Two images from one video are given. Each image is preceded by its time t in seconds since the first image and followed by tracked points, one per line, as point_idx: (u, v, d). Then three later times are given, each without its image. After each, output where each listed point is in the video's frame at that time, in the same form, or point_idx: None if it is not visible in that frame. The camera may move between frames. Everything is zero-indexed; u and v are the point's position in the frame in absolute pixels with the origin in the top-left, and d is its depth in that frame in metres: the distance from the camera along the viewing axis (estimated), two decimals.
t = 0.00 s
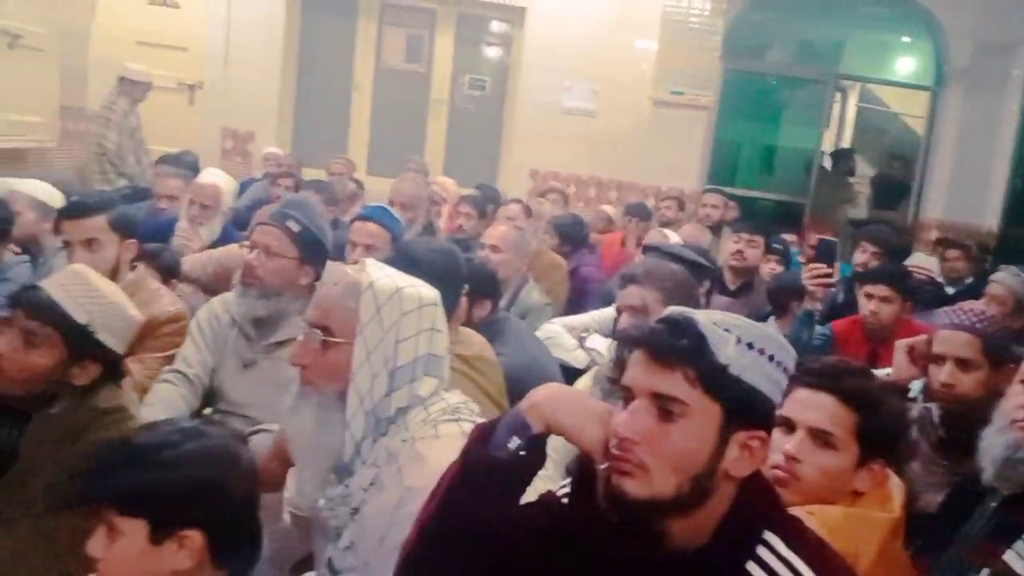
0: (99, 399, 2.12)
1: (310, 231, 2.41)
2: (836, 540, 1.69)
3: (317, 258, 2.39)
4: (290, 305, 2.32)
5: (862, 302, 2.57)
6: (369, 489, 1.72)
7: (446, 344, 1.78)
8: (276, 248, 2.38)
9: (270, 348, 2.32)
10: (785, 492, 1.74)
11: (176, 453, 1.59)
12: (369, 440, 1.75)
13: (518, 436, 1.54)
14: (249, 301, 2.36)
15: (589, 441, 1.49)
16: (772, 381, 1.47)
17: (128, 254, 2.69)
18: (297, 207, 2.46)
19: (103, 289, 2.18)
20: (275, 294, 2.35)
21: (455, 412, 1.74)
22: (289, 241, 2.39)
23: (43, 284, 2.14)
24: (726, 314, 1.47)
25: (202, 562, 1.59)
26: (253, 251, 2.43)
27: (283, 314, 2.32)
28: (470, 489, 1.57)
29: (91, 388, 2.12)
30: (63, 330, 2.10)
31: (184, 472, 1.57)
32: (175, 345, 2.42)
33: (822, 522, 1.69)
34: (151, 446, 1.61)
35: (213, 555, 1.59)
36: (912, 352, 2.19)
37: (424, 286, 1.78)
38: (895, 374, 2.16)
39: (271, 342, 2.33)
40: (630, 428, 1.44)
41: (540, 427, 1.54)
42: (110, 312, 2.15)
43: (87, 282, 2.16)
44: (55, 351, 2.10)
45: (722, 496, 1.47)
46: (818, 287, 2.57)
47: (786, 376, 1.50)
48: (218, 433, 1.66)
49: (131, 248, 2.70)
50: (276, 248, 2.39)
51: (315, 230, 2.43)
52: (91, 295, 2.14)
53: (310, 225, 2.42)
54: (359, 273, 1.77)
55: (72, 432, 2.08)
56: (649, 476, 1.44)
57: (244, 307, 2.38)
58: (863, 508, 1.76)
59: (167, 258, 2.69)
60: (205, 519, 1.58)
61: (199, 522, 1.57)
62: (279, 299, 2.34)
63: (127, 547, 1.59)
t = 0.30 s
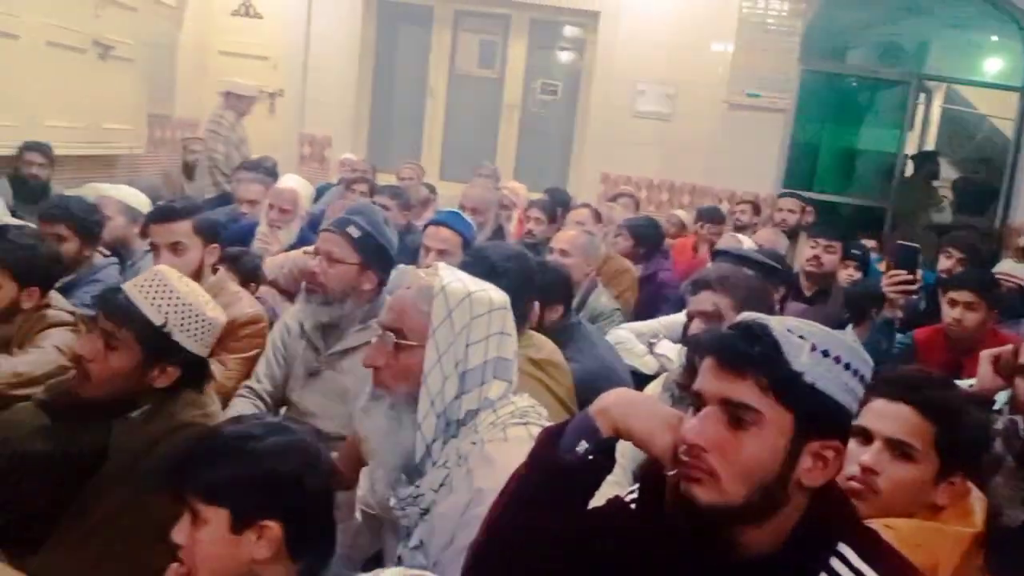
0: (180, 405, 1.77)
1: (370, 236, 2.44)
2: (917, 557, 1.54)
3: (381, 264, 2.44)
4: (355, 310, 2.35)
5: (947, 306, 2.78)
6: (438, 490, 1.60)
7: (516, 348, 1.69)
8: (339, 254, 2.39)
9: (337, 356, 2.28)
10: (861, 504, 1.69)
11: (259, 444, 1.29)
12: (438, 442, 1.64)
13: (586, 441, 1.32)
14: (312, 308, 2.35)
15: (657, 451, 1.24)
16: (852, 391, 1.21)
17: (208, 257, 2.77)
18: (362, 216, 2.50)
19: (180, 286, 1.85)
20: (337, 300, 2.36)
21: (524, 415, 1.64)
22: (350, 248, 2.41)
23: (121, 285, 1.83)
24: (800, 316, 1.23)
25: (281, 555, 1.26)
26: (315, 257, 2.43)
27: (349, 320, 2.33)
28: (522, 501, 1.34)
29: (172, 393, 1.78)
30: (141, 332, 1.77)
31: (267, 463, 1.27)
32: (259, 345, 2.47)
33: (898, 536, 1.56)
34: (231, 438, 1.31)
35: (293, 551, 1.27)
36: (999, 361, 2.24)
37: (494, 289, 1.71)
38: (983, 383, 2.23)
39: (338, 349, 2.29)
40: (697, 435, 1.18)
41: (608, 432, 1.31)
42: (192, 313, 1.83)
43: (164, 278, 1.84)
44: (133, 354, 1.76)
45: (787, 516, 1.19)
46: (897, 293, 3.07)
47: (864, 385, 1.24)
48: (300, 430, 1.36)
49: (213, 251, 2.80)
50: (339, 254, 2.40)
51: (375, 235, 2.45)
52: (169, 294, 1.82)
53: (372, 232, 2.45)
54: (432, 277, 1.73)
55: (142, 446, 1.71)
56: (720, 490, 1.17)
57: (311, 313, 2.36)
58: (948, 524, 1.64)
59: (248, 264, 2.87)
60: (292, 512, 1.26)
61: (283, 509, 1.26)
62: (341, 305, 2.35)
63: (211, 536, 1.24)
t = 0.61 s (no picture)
0: (277, 395, 1.85)
1: (438, 245, 2.44)
2: None
3: (448, 274, 2.45)
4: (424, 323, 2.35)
5: None
6: (501, 492, 1.61)
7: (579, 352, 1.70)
8: (405, 266, 2.41)
9: (405, 372, 2.27)
10: (934, 518, 1.64)
11: (329, 443, 1.32)
12: (502, 443, 1.65)
13: (650, 446, 1.33)
14: (381, 320, 2.37)
15: (726, 456, 1.23)
16: (925, 402, 1.18)
17: (280, 261, 2.80)
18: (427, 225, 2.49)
19: (274, 288, 1.92)
20: (406, 313, 2.38)
21: (587, 420, 1.64)
22: (420, 260, 2.42)
23: (216, 288, 1.89)
24: (870, 326, 1.21)
25: (349, 552, 1.28)
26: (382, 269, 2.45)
27: (418, 335, 2.33)
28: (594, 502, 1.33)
29: (268, 387, 1.85)
30: (238, 330, 1.82)
31: (337, 463, 1.30)
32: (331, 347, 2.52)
33: (975, 553, 1.49)
34: (303, 436, 1.34)
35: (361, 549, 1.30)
36: None
37: (556, 293, 1.72)
38: None
39: (407, 366, 2.27)
40: (766, 443, 1.16)
41: (672, 437, 1.30)
42: (285, 312, 1.89)
43: (256, 281, 1.91)
44: (233, 350, 1.82)
45: (863, 524, 1.17)
46: (974, 302, 3.14)
47: (939, 396, 1.20)
48: (371, 430, 1.39)
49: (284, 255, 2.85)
50: (405, 265, 2.42)
51: (444, 245, 2.47)
52: (262, 294, 1.88)
53: (440, 241, 2.46)
54: (496, 281, 1.74)
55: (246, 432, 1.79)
56: (788, 502, 1.15)
57: (380, 325, 2.37)
58: None
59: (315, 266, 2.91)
60: (360, 506, 1.29)
61: (354, 506, 1.29)
62: (409, 317, 2.37)
63: (284, 530, 1.27)
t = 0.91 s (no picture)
0: (368, 381, 1.87)
1: (484, 257, 2.42)
2: None
3: (496, 284, 2.43)
4: (471, 336, 2.37)
5: None
6: (559, 492, 1.62)
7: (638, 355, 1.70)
8: (451, 277, 2.40)
9: (456, 387, 2.24)
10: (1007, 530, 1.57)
11: (398, 442, 1.35)
12: (560, 444, 1.66)
13: (712, 451, 1.31)
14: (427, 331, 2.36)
15: (789, 464, 1.22)
16: (998, 411, 1.14)
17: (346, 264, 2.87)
18: (471, 233, 2.48)
19: (364, 283, 1.98)
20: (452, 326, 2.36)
21: (646, 423, 1.64)
22: (465, 272, 2.40)
23: (308, 282, 1.94)
24: (940, 332, 1.17)
25: (412, 550, 1.31)
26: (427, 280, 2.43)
27: (467, 347, 2.36)
28: (657, 502, 1.33)
29: (354, 375, 1.88)
30: (334, 321, 1.88)
31: (406, 461, 1.33)
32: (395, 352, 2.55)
33: None
34: (372, 434, 1.37)
35: (424, 546, 1.33)
36: None
37: (616, 296, 1.72)
38: None
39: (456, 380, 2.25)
40: (830, 450, 1.13)
41: (734, 443, 1.28)
42: (372, 304, 1.95)
43: (345, 276, 1.97)
44: (329, 338, 1.88)
45: (931, 535, 1.14)
46: None
47: (1012, 406, 1.16)
48: (436, 430, 1.42)
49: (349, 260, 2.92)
50: (451, 276, 2.40)
51: (491, 255, 2.44)
52: (354, 288, 1.94)
53: (486, 251, 2.44)
54: (556, 283, 1.76)
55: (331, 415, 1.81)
56: (853, 511, 1.11)
57: (426, 336, 2.37)
58: None
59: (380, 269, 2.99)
60: (422, 504, 1.32)
61: (417, 504, 1.31)
62: (456, 329, 2.36)
63: (352, 526, 1.30)
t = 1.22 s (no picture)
0: (371, 370, 1.87)
1: (496, 251, 2.43)
2: None
3: (508, 276, 2.45)
4: (489, 331, 2.40)
5: None
6: (593, 494, 1.62)
7: (674, 357, 1.69)
8: (464, 272, 2.42)
9: (476, 381, 2.29)
10: None
11: (432, 442, 1.36)
12: (595, 446, 1.66)
13: (747, 455, 1.30)
14: (444, 329, 2.37)
15: (828, 469, 1.21)
16: None
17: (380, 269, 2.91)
18: (483, 230, 2.50)
19: (367, 272, 1.95)
20: (468, 322, 2.38)
21: (682, 426, 1.63)
22: (476, 266, 2.42)
23: (313, 274, 1.94)
24: (983, 337, 1.16)
25: (447, 550, 1.33)
26: (442, 278, 2.45)
27: (485, 342, 2.38)
28: (697, 504, 1.33)
29: (360, 364, 1.89)
30: (336, 312, 1.88)
31: (441, 461, 1.34)
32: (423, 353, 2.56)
33: None
34: (406, 434, 1.38)
35: (460, 545, 1.34)
36: None
37: (653, 297, 1.71)
38: None
39: (477, 375, 2.28)
40: (868, 455, 1.12)
41: (771, 447, 1.29)
42: (376, 293, 1.94)
43: (349, 265, 1.95)
44: (331, 328, 1.88)
45: (973, 543, 1.11)
46: None
47: None
48: (471, 430, 1.43)
49: (385, 264, 2.95)
50: (464, 272, 2.42)
51: (502, 248, 2.46)
52: (357, 277, 1.92)
53: (497, 246, 2.45)
54: (592, 284, 1.76)
55: (342, 409, 1.82)
56: (891, 517, 1.10)
57: (442, 334, 2.38)
58: None
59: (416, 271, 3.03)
60: (458, 505, 1.33)
61: (450, 503, 1.33)
62: (473, 325, 2.38)
63: (386, 527, 1.31)
